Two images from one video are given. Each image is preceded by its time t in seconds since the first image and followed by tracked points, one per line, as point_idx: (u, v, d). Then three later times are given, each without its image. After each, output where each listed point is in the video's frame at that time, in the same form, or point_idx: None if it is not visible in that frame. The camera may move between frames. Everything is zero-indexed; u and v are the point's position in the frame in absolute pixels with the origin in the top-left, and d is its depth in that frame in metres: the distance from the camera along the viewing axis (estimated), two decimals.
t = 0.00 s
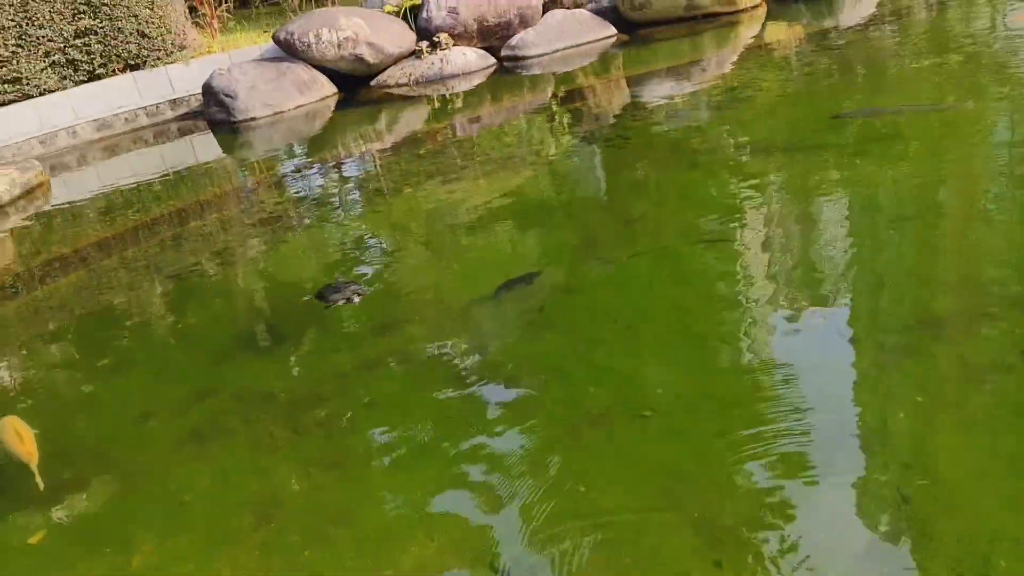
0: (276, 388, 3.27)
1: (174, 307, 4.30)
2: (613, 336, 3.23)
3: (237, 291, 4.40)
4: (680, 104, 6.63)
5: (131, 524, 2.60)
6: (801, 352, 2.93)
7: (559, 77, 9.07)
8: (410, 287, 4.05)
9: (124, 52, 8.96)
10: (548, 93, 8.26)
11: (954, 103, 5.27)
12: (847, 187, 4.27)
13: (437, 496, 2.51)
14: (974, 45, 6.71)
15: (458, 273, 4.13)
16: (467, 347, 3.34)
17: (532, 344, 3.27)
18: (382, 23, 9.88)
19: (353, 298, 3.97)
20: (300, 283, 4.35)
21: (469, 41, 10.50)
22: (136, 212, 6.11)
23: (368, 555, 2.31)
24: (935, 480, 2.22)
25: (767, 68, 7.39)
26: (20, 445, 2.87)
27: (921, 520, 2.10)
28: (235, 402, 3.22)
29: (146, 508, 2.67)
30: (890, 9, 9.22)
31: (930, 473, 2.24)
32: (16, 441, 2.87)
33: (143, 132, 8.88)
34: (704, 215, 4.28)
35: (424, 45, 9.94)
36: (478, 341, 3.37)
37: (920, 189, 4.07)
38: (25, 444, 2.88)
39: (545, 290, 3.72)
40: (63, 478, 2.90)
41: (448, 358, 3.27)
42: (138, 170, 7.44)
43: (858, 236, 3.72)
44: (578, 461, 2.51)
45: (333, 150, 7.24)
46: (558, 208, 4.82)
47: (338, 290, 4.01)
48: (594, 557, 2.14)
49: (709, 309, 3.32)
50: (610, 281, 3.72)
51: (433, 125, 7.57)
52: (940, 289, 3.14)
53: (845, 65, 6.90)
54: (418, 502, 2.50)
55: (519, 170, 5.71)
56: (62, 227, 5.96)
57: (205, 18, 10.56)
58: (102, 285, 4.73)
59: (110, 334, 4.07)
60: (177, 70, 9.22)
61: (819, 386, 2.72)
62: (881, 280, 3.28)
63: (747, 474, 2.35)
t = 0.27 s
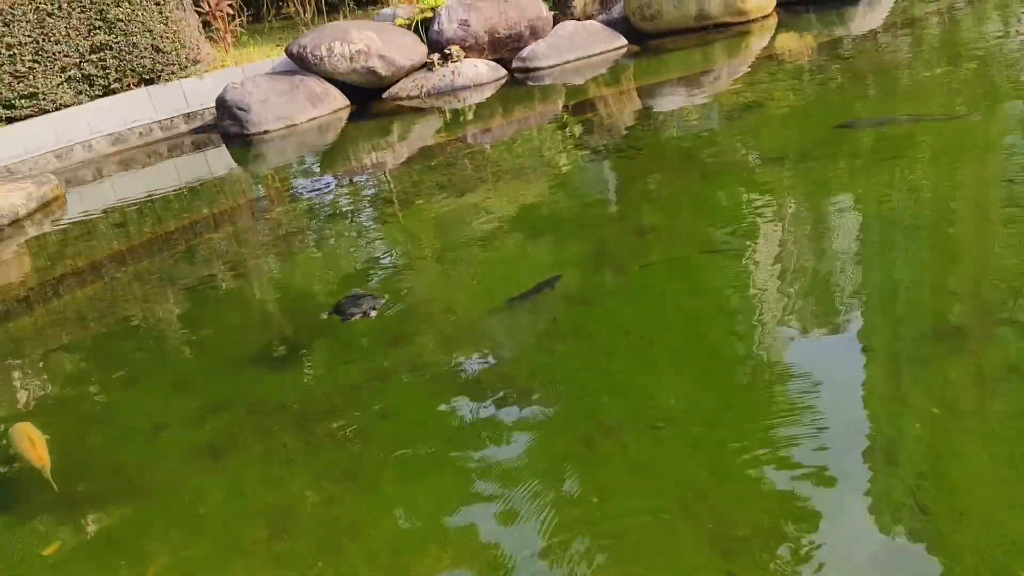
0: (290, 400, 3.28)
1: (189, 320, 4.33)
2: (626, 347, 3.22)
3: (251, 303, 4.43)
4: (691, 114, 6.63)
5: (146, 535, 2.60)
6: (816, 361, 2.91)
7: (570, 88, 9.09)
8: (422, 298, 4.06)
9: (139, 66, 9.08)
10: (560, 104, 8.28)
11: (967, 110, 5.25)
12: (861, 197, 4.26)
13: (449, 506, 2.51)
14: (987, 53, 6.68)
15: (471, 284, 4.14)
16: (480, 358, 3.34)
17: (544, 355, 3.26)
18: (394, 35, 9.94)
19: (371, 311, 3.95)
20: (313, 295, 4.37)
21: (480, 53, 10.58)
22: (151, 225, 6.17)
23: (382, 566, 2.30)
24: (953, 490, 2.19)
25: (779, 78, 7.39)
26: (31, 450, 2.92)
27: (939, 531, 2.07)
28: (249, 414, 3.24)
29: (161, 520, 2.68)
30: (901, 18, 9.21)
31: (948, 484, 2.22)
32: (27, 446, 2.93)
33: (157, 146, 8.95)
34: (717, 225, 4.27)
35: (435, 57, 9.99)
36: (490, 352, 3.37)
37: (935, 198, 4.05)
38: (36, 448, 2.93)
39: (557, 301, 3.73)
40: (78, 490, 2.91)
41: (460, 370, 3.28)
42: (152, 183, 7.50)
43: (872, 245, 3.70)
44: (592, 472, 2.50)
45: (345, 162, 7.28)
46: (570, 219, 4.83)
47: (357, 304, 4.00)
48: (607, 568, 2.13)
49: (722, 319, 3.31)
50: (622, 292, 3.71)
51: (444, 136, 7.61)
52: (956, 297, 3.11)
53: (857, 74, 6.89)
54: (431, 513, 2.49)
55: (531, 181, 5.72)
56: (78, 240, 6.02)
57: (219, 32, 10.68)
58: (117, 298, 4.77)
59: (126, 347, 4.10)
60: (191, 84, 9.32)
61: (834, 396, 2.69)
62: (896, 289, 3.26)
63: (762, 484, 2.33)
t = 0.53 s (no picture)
0: (297, 404, 3.29)
1: (197, 324, 4.34)
2: (633, 351, 3.22)
3: (258, 307, 4.44)
4: (698, 118, 6.63)
5: (154, 538, 2.61)
6: (823, 364, 2.90)
7: (577, 92, 9.10)
8: (429, 302, 4.06)
9: (147, 71, 9.13)
10: (566, 108, 8.29)
11: (976, 113, 5.22)
12: (869, 200, 4.24)
13: (457, 510, 2.50)
14: (996, 55, 6.65)
15: (477, 288, 4.14)
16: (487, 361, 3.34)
17: (551, 358, 3.26)
18: (401, 40, 9.96)
19: (385, 317, 3.91)
20: (320, 299, 4.38)
21: (486, 57, 10.60)
22: (159, 229, 6.20)
23: (388, 569, 2.30)
24: (962, 494, 2.18)
25: (786, 81, 7.37)
26: (37, 447, 2.91)
27: (949, 535, 2.06)
28: (256, 418, 3.24)
29: (169, 523, 2.68)
30: (909, 20, 9.18)
31: (958, 489, 2.20)
32: (34, 443, 2.91)
33: (166, 151, 9.03)
34: (724, 228, 4.26)
35: (442, 61, 10.01)
36: (497, 355, 3.37)
37: (943, 200, 4.03)
38: (42, 446, 2.91)
39: (564, 304, 3.72)
40: (88, 494, 2.93)
41: (467, 373, 3.28)
42: (161, 187, 7.55)
43: (880, 248, 3.68)
44: (599, 477, 2.50)
45: (353, 166, 7.30)
46: (577, 222, 4.82)
47: (371, 311, 3.96)
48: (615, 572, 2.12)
49: (729, 323, 3.30)
50: (628, 295, 3.71)
51: (451, 140, 7.62)
52: (965, 300, 3.10)
53: (865, 77, 6.87)
54: (438, 516, 2.49)
55: (538, 185, 5.73)
56: (87, 244, 6.05)
57: (227, 37, 10.73)
58: (126, 302, 4.80)
59: (134, 351, 4.11)
60: (200, 89, 9.37)
61: (842, 398, 2.68)
62: (905, 292, 3.24)
63: (770, 488, 2.31)
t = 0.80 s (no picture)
0: (299, 404, 3.29)
1: (199, 324, 4.34)
2: (634, 351, 3.21)
3: (260, 307, 4.44)
4: (700, 119, 6.62)
5: (155, 539, 2.61)
6: (825, 365, 2.89)
7: (579, 93, 9.10)
8: (431, 303, 4.06)
9: (149, 72, 9.14)
10: (568, 108, 8.29)
11: (978, 114, 5.22)
12: (871, 200, 4.24)
13: (458, 511, 2.50)
14: (998, 55, 6.64)
15: (479, 288, 4.14)
16: (489, 362, 3.34)
17: (552, 359, 3.26)
18: (403, 40, 9.96)
19: (394, 319, 3.88)
20: (322, 299, 4.38)
21: (488, 58, 10.61)
22: (161, 229, 6.20)
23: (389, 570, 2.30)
24: (965, 495, 2.17)
25: (788, 81, 7.36)
26: (36, 440, 3.13)
27: (951, 536, 2.05)
28: (258, 418, 3.24)
29: (170, 524, 2.68)
30: (910, 21, 9.17)
31: (960, 490, 2.20)
32: (33, 437, 3.14)
33: (167, 152, 9.07)
34: (726, 229, 4.26)
35: (444, 62, 10.01)
36: (499, 356, 3.37)
37: (945, 201, 4.02)
38: (40, 439, 3.14)
39: (566, 305, 3.72)
40: (89, 494, 2.93)
41: (469, 374, 3.28)
42: (163, 188, 7.56)
43: (883, 249, 3.67)
44: (600, 477, 2.49)
45: (354, 167, 7.31)
46: (579, 223, 4.82)
47: (380, 313, 3.93)
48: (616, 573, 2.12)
49: (731, 323, 3.30)
50: (629, 296, 3.71)
51: (453, 141, 7.62)
52: (968, 301, 3.09)
53: (868, 78, 6.86)
54: (439, 517, 2.49)
55: (539, 185, 5.73)
56: (89, 245, 6.06)
57: (229, 38, 10.74)
58: (128, 302, 4.80)
59: (135, 351, 4.12)
60: (202, 90, 9.38)
61: (844, 398, 2.68)
62: (907, 293, 3.24)
63: (771, 489, 2.31)
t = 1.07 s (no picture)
0: (300, 405, 3.29)
1: (200, 325, 4.34)
2: (635, 352, 3.21)
3: (261, 308, 4.44)
4: (701, 120, 6.62)
5: (155, 540, 2.62)
6: (826, 365, 2.89)
7: (579, 93, 9.11)
8: (432, 303, 4.07)
9: (150, 73, 9.15)
10: (569, 109, 8.30)
11: (978, 115, 5.22)
12: (871, 201, 4.24)
13: (458, 511, 2.51)
14: (998, 57, 6.65)
15: (479, 289, 4.15)
16: (489, 362, 3.34)
17: (553, 359, 3.26)
18: (404, 41, 9.97)
19: (401, 323, 3.84)
20: (322, 300, 4.39)
21: (489, 59, 10.61)
22: (162, 230, 6.20)
23: (388, 570, 2.31)
24: (965, 496, 2.18)
25: (789, 82, 7.37)
26: (34, 433, 3.14)
27: (950, 536, 2.06)
28: (259, 419, 3.25)
29: (171, 525, 2.68)
30: (911, 22, 9.18)
31: (959, 490, 2.20)
32: (31, 431, 3.15)
33: (169, 152, 9.10)
34: (727, 230, 4.26)
35: (445, 62, 10.01)
36: (499, 356, 3.38)
37: (946, 202, 4.03)
38: (37, 432, 3.15)
39: (567, 306, 3.73)
40: (90, 495, 2.93)
41: (469, 375, 3.28)
42: (164, 189, 7.57)
43: (883, 250, 3.68)
44: (600, 478, 2.50)
45: (355, 167, 7.31)
46: (579, 224, 4.83)
47: (387, 317, 3.89)
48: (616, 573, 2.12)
49: (731, 324, 3.30)
50: (630, 297, 3.71)
51: (453, 142, 7.63)
52: (967, 302, 3.09)
53: (868, 79, 6.86)
54: (439, 517, 2.50)
55: (540, 186, 5.73)
56: (89, 245, 6.06)
57: (230, 39, 10.74)
58: (129, 303, 4.80)
59: (136, 351, 4.12)
60: (202, 91, 9.41)
61: (844, 398, 2.68)
62: (907, 294, 3.24)
63: (771, 489, 2.31)
